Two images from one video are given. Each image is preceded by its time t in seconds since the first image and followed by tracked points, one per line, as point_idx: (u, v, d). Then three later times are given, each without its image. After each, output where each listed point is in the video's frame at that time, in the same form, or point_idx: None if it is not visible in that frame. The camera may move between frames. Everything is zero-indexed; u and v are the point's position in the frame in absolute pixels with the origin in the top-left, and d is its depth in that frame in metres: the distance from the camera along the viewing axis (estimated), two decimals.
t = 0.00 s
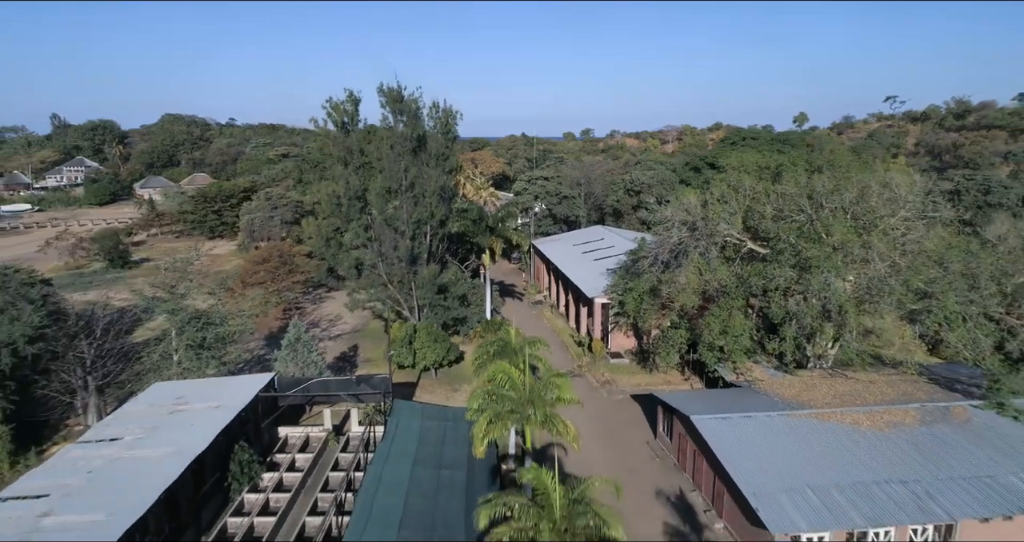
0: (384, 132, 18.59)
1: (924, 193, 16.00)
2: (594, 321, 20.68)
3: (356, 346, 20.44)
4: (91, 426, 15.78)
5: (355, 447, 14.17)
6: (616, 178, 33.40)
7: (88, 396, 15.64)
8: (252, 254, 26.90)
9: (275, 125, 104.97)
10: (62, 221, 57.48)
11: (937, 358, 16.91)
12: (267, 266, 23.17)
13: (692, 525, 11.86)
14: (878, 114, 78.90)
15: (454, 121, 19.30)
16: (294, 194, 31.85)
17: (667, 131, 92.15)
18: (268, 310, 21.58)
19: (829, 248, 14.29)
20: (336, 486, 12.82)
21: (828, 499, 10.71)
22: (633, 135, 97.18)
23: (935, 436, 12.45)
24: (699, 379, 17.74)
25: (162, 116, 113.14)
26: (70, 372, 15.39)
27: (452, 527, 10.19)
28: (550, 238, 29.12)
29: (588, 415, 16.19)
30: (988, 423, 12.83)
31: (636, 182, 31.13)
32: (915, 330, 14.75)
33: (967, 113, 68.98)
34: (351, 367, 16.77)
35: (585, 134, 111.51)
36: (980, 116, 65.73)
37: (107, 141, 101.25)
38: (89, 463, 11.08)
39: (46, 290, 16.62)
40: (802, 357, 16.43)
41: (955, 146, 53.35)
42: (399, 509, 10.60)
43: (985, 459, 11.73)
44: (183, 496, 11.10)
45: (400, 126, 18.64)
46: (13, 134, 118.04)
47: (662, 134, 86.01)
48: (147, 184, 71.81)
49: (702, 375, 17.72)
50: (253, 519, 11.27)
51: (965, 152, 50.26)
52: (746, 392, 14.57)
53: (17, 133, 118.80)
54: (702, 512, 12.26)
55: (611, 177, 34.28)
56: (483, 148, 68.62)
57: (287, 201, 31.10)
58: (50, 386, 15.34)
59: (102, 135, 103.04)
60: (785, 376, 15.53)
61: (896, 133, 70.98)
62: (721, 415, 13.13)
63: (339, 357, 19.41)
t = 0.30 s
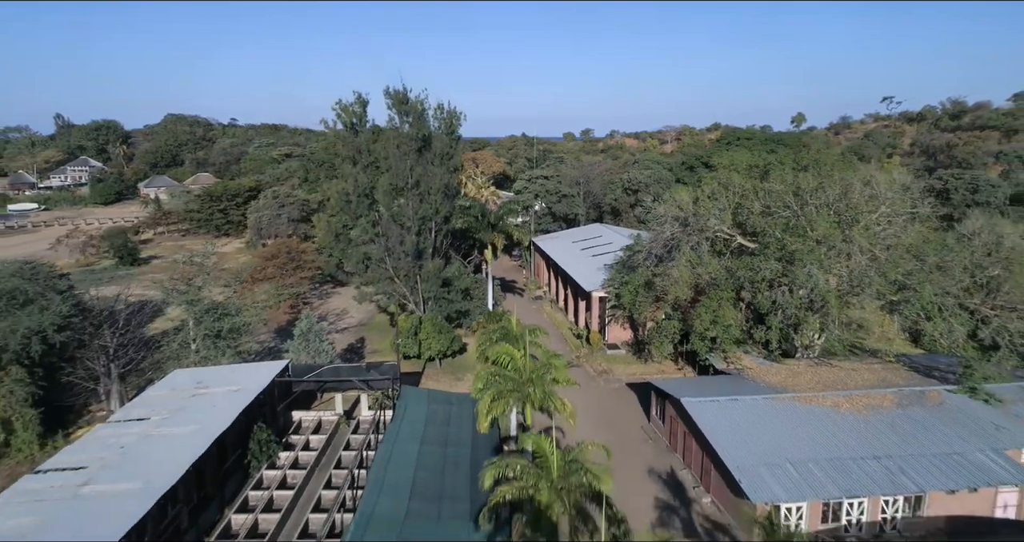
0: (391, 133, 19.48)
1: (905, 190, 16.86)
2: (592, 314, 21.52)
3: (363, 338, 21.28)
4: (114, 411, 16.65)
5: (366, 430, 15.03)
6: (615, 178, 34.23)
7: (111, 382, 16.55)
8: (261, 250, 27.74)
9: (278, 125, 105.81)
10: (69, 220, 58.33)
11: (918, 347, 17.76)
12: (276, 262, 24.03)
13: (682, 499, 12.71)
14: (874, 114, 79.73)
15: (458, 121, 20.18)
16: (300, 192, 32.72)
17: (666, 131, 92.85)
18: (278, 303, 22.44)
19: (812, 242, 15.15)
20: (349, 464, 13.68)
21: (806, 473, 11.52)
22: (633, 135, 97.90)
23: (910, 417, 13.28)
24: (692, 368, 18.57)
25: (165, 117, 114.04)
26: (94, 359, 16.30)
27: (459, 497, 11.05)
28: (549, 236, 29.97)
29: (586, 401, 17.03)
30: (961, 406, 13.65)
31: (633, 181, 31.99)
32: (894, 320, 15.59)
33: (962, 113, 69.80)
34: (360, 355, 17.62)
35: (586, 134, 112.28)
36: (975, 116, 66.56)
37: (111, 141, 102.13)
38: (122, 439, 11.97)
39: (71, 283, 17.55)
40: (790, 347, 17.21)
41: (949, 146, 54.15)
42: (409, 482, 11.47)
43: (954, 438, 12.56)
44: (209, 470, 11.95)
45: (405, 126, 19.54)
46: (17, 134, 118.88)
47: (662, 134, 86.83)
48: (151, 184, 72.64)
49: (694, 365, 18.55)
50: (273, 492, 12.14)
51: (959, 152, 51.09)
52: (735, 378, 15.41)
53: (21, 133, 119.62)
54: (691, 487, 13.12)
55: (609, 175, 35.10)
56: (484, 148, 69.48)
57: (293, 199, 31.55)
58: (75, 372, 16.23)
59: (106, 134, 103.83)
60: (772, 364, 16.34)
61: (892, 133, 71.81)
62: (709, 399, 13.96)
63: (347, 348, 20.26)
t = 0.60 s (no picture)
0: (397, 133, 20.35)
1: (887, 187, 17.71)
2: (590, 308, 22.34)
3: (369, 331, 22.08)
4: (134, 398, 17.43)
5: (374, 414, 15.86)
6: (613, 177, 35.09)
7: (131, 369, 17.27)
8: (269, 247, 28.58)
9: (280, 125, 106.63)
10: (76, 219, 59.17)
11: (900, 338, 18.59)
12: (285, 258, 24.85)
13: (672, 476, 13.55)
14: (871, 114, 80.56)
15: (461, 122, 21.02)
16: (306, 191, 33.56)
17: (665, 131, 93.70)
18: (288, 297, 23.25)
19: (797, 236, 16.02)
20: (359, 445, 14.60)
21: (786, 449, 12.36)
22: (633, 135, 98.77)
23: (886, 400, 14.12)
24: (684, 358, 19.41)
25: (167, 117, 114.87)
26: (116, 348, 17.18)
27: (463, 471, 11.89)
28: (549, 233, 30.80)
29: (583, 389, 17.84)
30: (935, 390, 14.50)
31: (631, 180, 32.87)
32: (876, 310, 16.43)
33: (957, 114, 70.65)
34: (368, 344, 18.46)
35: (586, 134, 113.16)
36: (970, 117, 67.42)
37: (114, 141, 102.94)
38: (151, 418, 12.85)
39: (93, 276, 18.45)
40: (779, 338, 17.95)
41: (943, 146, 55.01)
42: (416, 458, 12.33)
43: (927, 419, 13.41)
44: (230, 447, 12.80)
45: (411, 127, 20.42)
46: (20, 134, 119.63)
47: (661, 134, 87.67)
48: (155, 184, 73.41)
49: (687, 355, 19.39)
50: (289, 469, 13.06)
51: (953, 151, 51.96)
52: (724, 366, 16.25)
53: (25, 133, 120.40)
54: (681, 466, 13.96)
55: (608, 174, 35.93)
56: (485, 148, 70.34)
57: (300, 197, 32.59)
58: (98, 360, 17.10)
59: (109, 134, 104.60)
60: (760, 353, 17.17)
61: (888, 133, 72.64)
62: (699, 384, 14.80)
63: (354, 340, 21.07)
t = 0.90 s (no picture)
0: (402, 134, 21.25)
1: (871, 184, 18.54)
2: (588, 302, 23.18)
3: (375, 324, 22.89)
4: (152, 385, 18.29)
5: (382, 400, 16.72)
6: (610, 176, 35.95)
7: (150, 357, 18.15)
8: (276, 244, 29.42)
9: (282, 125, 107.49)
10: (83, 218, 60.09)
11: (884, 330, 19.45)
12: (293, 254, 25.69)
13: (663, 457, 14.40)
14: (867, 115, 81.45)
15: (464, 122, 21.85)
16: (312, 190, 34.39)
17: (664, 131, 94.61)
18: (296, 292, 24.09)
19: (783, 231, 16.90)
20: (369, 428, 15.45)
21: (769, 428, 13.20)
22: (632, 136, 99.66)
23: (866, 385, 14.97)
24: (678, 348, 20.28)
25: (170, 117, 115.76)
26: (135, 337, 18.08)
27: (468, 450, 12.78)
28: (548, 230, 31.65)
29: (581, 377, 18.70)
30: (913, 376, 15.35)
31: (628, 179, 33.80)
32: (858, 301, 17.30)
33: (952, 115, 71.59)
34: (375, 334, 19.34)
35: (585, 134, 114.13)
36: (964, 117, 68.33)
37: (118, 141, 103.85)
38: (175, 400, 13.73)
39: (112, 271, 19.34)
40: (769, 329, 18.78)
41: (936, 146, 55.92)
42: (423, 438, 13.19)
43: (903, 402, 14.27)
44: (249, 428, 13.67)
45: (415, 128, 21.31)
46: (24, 134, 120.54)
47: (659, 134, 88.55)
48: (160, 183, 74.27)
49: (680, 345, 20.25)
50: (304, 448, 13.92)
51: (946, 151, 52.86)
52: (715, 355, 17.10)
53: (28, 133, 121.36)
54: (672, 447, 14.80)
55: (606, 174, 36.77)
56: (486, 148, 71.23)
57: (306, 196, 33.46)
58: (119, 349, 17.99)
59: (113, 134, 105.36)
60: (750, 343, 18.02)
61: (884, 133, 73.54)
62: (690, 370, 15.64)
63: (361, 332, 21.90)
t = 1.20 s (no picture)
0: (407, 134, 22.10)
1: (855, 182, 19.40)
2: (585, 296, 24.02)
3: (380, 317, 23.71)
4: (169, 373, 19.15)
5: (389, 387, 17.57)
6: (608, 175, 36.81)
7: (167, 346, 19.03)
8: (283, 241, 30.28)
9: (284, 125, 108.33)
10: (89, 216, 60.98)
11: (869, 322, 20.31)
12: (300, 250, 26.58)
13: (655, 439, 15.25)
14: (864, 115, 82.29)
15: (467, 123, 22.74)
16: (317, 188, 35.25)
17: (663, 131, 95.53)
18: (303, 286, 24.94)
19: (769, 226, 17.84)
20: (377, 412, 16.31)
21: (754, 409, 14.08)
22: (631, 136, 100.48)
23: (846, 372, 15.85)
24: (671, 340, 21.16)
25: (173, 117, 116.64)
26: (153, 328, 18.97)
27: (470, 430, 13.67)
28: (547, 228, 32.52)
29: (578, 366, 19.56)
30: (892, 364, 16.22)
31: (626, 178, 34.71)
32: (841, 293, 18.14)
33: (947, 115, 72.48)
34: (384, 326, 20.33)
35: (585, 134, 115.25)
36: (959, 118, 69.23)
37: (121, 141, 104.72)
38: (196, 384, 14.63)
39: (130, 266, 20.23)
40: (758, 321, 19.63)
41: (930, 146, 56.81)
42: (429, 420, 14.06)
43: (881, 387, 15.14)
44: (265, 410, 14.57)
45: (420, 128, 22.20)
46: (27, 133, 121.35)
47: (658, 134, 89.35)
48: (164, 183, 75.14)
49: (673, 337, 21.12)
50: (316, 430, 14.78)
51: (939, 151, 53.76)
52: (705, 345, 17.95)
53: (32, 133, 122.33)
54: (663, 430, 15.66)
55: (604, 173, 37.66)
56: (486, 148, 72.12)
57: (312, 194, 34.35)
58: (137, 339, 18.87)
59: (116, 134, 106.15)
60: (740, 335, 18.85)
61: (880, 133, 74.41)
62: (680, 358, 16.51)
63: (367, 324, 22.73)
